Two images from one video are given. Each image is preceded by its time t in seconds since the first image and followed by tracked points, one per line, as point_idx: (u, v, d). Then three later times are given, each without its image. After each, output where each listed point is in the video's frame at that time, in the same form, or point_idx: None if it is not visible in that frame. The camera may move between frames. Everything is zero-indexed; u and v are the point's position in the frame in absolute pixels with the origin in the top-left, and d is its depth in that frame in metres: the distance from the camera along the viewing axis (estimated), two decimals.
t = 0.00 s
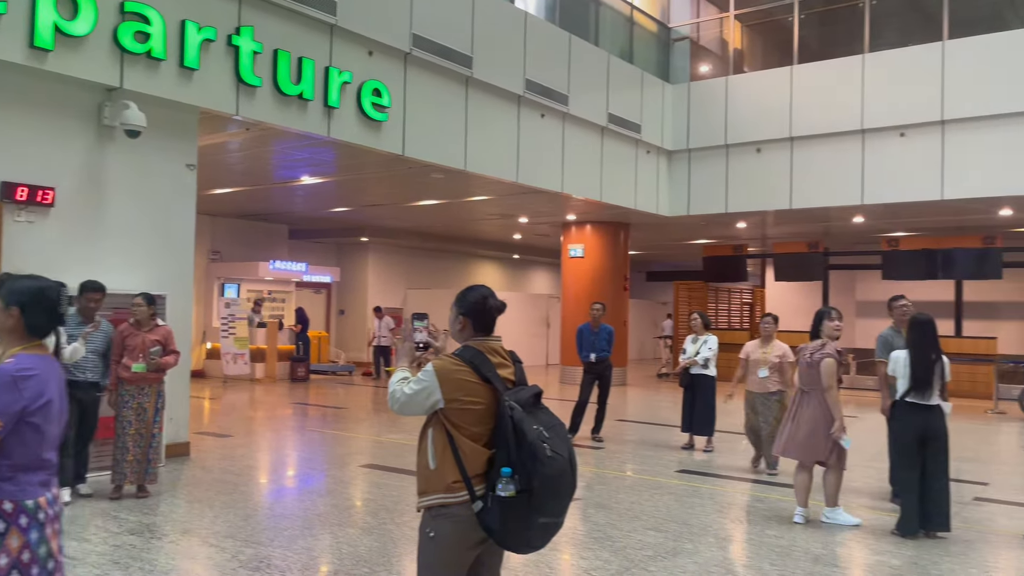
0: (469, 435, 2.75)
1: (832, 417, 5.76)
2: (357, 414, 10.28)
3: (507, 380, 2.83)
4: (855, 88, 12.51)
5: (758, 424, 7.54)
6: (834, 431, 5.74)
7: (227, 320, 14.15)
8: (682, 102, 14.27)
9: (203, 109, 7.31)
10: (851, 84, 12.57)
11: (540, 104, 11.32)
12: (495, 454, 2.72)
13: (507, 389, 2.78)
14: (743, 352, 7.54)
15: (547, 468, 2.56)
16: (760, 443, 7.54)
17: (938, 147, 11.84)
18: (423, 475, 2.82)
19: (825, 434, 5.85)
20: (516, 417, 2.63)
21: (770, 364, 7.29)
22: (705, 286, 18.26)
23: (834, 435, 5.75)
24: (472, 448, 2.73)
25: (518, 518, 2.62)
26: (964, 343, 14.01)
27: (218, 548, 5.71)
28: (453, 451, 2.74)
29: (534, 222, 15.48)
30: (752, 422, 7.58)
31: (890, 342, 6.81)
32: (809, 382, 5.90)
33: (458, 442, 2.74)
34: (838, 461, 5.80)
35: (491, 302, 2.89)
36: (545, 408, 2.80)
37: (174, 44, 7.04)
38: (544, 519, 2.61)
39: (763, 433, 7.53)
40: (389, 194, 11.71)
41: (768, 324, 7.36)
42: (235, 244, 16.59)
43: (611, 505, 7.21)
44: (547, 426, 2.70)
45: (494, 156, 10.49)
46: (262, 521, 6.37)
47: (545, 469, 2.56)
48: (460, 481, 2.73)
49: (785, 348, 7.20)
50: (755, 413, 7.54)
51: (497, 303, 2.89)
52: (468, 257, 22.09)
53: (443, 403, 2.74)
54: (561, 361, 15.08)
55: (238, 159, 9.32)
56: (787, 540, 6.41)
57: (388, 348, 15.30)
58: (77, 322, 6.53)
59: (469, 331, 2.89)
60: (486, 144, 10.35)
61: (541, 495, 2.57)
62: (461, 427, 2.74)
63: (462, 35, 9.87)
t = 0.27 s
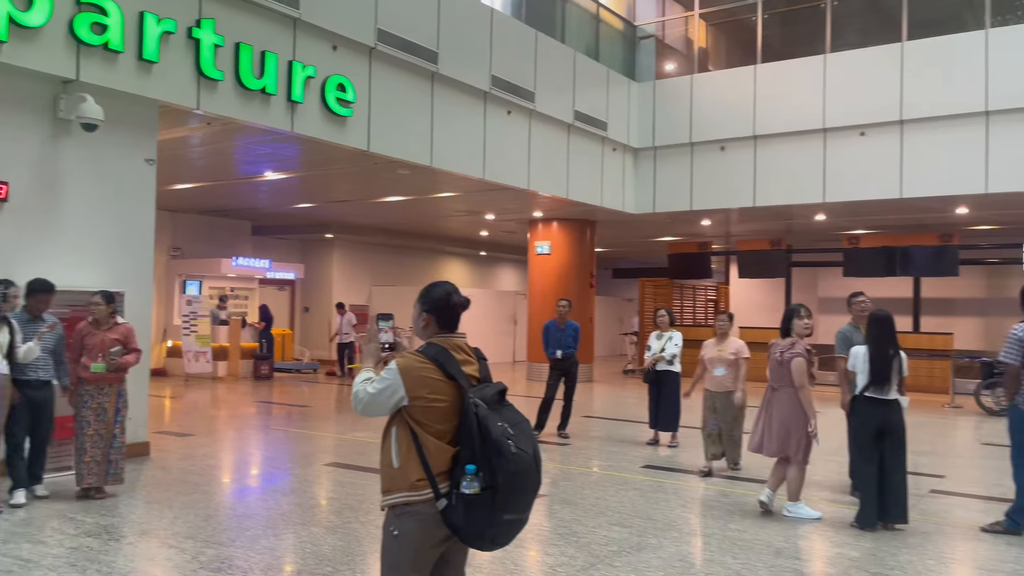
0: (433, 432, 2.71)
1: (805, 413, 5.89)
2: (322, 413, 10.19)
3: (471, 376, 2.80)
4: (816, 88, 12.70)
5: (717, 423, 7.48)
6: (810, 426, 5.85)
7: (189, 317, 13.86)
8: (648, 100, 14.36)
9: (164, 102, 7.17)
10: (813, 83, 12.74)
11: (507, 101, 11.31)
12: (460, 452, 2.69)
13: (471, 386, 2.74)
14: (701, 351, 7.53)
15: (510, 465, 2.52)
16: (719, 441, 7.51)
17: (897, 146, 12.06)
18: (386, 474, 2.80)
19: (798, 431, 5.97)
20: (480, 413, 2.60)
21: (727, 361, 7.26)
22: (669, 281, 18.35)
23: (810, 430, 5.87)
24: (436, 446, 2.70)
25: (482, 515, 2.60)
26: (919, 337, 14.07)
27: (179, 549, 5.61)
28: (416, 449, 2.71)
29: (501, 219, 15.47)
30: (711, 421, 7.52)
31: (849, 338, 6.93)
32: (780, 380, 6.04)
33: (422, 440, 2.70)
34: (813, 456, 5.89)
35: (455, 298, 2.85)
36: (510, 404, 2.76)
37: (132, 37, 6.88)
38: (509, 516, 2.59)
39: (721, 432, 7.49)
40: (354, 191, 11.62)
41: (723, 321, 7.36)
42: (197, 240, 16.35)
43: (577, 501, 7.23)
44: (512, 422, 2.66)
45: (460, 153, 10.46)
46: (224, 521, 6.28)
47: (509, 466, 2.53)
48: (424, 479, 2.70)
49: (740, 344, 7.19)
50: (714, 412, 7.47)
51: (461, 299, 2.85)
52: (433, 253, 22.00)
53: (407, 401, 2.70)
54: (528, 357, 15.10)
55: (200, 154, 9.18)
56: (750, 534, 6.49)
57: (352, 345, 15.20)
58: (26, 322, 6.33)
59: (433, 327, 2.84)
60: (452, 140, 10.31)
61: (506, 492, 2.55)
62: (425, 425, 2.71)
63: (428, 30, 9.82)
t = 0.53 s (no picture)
0: (396, 430, 2.62)
1: (769, 407, 5.97)
2: (286, 411, 10.09)
3: (434, 373, 2.71)
4: (779, 87, 12.85)
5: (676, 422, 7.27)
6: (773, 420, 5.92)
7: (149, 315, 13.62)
8: (614, 98, 14.44)
9: (122, 95, 7.02)
10: (775, 83, 12.89)
11: (473, 97, 11.29)
12: (424, 450, 2.60)
13: (435, 383, 2.66)
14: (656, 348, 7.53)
15: (473, 461, 2.48)
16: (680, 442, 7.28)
17: (857, 145, 12.26)
18: (349, 474, 2.70)
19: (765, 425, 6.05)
20: (443, 410, 2.53)
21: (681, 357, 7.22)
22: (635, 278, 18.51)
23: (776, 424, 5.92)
24: (400, 444, 2.60)
25: (446, 513, 2.54)
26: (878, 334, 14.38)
27: (138, 550, 5.51)
28: (380, 448, 2.61)
29: (468, 216, 15.43)
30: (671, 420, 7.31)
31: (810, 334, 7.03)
32: (744, 375, 6.16)
33: (385, 439, 2.61)
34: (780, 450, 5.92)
35: (418, 295, 2.76)
36: (473, 402, 2.69)
37: (89, 28, 6.71)
38: (473, 513, 2.53)
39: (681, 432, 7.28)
40: (319, 186, 11.52)
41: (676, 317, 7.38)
42: (158, 236, 16.10)
43: (542, 497, 7.24)
44: (475, 419, 2.62)
45: (426, 149, 10.41)
46: (186, 522, 6.18)
47: (472, 462, 2.48)
48: (388, 478, 2.61)
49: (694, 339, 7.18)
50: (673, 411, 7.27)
51: (423, 296, 2.77)
52: (400, 250, 21.87)
53: (371, 399, 2.59)
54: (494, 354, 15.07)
55: (160, 148, 9.02)
56: (713, 528, 6.55)
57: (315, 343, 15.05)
58: None
59: (395, 324, 2.76)
60: (418, 136, 10.26)
61: (470, 489, 2.49)
62: (387, 423, 2.61)
63: (393, 25, 9.75)
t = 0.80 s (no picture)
0: (358, 426, 2.50)
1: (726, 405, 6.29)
2: (249, 410, 9.98)
3: (396, 369, 2.60)
4: (744, 86, 12.99)
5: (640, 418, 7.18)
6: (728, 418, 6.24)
7: (109, 313, 13.20)
8: (581, 96, 14.50)
9: (80, 88, 6.85)
10: (740, 82, 13.03)
11: (440, 94, 11.26)
12: (388, 446, 2.48)
13: (397, 379, 2.55)
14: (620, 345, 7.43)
15: (436, 453, 2.36)
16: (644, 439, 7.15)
17: (820, 145, 12.44)
18: (311, 473, 2.58)
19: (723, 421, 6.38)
20: (405, 404, 2.43)
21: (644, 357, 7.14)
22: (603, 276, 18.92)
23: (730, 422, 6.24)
24: (363, 440, 2.49)
25: (411, 507, 2.42)
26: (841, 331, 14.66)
27: (96, 552, 5.40)
28: (342, 445, 2.50)
29: (435, 213, 15.37)
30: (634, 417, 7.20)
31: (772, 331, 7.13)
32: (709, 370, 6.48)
33: (348, 435, 2.49)
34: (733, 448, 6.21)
35: (377, 292, 2.67)
36: (435, 396, 2.60)
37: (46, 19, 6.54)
38: (438, 506, 2.40)
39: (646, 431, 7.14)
40: (284, 182, 11.40)
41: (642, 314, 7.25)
42: (118, 232, 15.84)
43: (509, 494, 7.25)
44: (439, 411, 2.51)
45: (393, 145, 10.35)
46: (147, 523, 6.07)
47: (434, 454, 2.36)
48: (351, 475, 2.49)
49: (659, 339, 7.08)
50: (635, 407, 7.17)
51: (383, 293, 2.68)
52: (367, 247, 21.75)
53: (334, 395, 2.48)
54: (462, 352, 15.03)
55: (120, 142, 8.85)
56: (678, 523, 6.61)
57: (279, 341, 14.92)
58: None
59: (355, 321, 2.66)
60: (384, 133, 10.20)
61: (434, 482, 2.37)
62: (349, 419, 2.50)
63: (359, 21, 9.67)
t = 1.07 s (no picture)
0: (317, 424, 2.40)
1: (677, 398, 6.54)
2: (213, 409, 9.87)
3: (351, 366, 2.53)
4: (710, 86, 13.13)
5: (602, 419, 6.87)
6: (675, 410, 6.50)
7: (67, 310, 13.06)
8: (549, 94, 14.55)
9: (39, 81, 6.69)
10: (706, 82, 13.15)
11: (407, 90, 11.22)
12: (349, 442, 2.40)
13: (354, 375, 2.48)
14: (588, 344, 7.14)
15: (400, 446, 2.23)
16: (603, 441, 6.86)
17: (784, 144, 12.61)
18: (266, 474, 2.45)
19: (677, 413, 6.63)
20: (365, 398, 2.32)
21: (612, 357, 6.85)
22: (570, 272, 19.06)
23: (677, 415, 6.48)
24: (324, 437, 2.39)
25: (375, 502, 2.29)
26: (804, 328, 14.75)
27: (54, 555, 5.30)
28: (302, 442, 2.39)
29: (403, 210, 15.31)
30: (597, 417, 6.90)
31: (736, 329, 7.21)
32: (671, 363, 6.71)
33: (306, 433, 2.39)
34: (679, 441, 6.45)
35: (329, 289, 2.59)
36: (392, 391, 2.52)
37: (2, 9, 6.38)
38: (402, 499, 2.27)
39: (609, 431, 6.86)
40: (250, 178, 11.27)
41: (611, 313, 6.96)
42: (79, 228, 15.56)
43: (476, 492, 7.23)
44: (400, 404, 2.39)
45: (359, 142, 10.29)
46: (108, 524, 5.97)
47: (399, 446, 2.23)
48: (311, 473, 2.39)
49: (629, 338, 6.82)
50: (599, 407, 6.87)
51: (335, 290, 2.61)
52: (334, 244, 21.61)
53: (293, 390, 2.37)
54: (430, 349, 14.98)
55: (79, 136, 8.67)
56: (644, 519, 6.64)
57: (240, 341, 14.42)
58: None
59: (307, 320, 2.56)
60: (351, 129, 10.14)
61: (400, 475, 2.24)
62: (307, 416, 2.39)
63: (325, 15, 9.59)
